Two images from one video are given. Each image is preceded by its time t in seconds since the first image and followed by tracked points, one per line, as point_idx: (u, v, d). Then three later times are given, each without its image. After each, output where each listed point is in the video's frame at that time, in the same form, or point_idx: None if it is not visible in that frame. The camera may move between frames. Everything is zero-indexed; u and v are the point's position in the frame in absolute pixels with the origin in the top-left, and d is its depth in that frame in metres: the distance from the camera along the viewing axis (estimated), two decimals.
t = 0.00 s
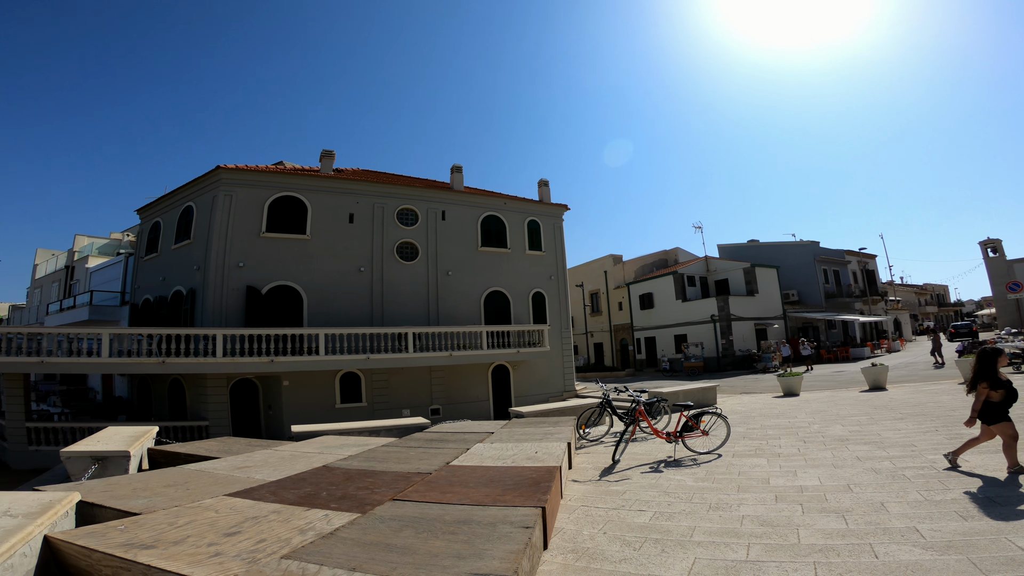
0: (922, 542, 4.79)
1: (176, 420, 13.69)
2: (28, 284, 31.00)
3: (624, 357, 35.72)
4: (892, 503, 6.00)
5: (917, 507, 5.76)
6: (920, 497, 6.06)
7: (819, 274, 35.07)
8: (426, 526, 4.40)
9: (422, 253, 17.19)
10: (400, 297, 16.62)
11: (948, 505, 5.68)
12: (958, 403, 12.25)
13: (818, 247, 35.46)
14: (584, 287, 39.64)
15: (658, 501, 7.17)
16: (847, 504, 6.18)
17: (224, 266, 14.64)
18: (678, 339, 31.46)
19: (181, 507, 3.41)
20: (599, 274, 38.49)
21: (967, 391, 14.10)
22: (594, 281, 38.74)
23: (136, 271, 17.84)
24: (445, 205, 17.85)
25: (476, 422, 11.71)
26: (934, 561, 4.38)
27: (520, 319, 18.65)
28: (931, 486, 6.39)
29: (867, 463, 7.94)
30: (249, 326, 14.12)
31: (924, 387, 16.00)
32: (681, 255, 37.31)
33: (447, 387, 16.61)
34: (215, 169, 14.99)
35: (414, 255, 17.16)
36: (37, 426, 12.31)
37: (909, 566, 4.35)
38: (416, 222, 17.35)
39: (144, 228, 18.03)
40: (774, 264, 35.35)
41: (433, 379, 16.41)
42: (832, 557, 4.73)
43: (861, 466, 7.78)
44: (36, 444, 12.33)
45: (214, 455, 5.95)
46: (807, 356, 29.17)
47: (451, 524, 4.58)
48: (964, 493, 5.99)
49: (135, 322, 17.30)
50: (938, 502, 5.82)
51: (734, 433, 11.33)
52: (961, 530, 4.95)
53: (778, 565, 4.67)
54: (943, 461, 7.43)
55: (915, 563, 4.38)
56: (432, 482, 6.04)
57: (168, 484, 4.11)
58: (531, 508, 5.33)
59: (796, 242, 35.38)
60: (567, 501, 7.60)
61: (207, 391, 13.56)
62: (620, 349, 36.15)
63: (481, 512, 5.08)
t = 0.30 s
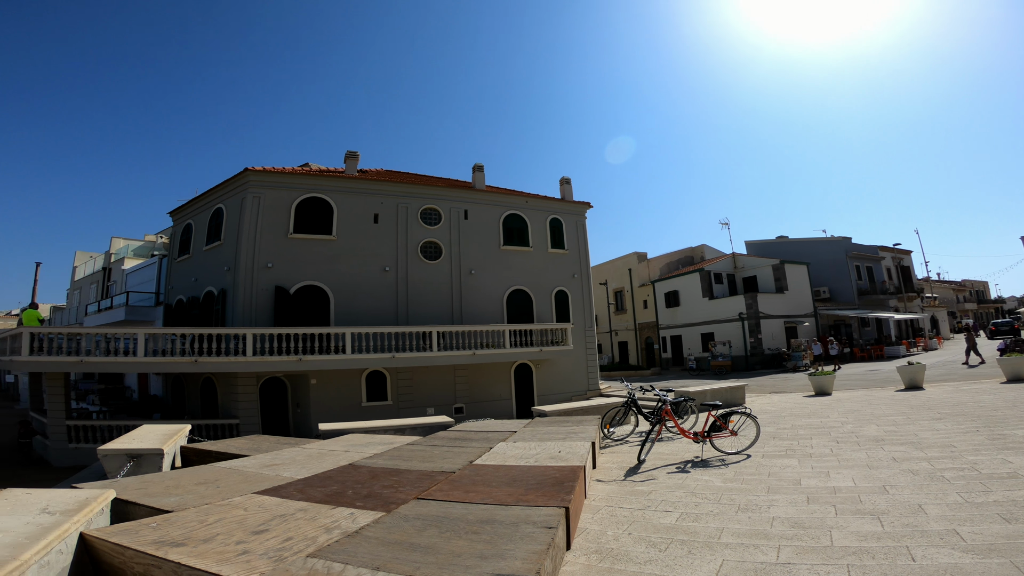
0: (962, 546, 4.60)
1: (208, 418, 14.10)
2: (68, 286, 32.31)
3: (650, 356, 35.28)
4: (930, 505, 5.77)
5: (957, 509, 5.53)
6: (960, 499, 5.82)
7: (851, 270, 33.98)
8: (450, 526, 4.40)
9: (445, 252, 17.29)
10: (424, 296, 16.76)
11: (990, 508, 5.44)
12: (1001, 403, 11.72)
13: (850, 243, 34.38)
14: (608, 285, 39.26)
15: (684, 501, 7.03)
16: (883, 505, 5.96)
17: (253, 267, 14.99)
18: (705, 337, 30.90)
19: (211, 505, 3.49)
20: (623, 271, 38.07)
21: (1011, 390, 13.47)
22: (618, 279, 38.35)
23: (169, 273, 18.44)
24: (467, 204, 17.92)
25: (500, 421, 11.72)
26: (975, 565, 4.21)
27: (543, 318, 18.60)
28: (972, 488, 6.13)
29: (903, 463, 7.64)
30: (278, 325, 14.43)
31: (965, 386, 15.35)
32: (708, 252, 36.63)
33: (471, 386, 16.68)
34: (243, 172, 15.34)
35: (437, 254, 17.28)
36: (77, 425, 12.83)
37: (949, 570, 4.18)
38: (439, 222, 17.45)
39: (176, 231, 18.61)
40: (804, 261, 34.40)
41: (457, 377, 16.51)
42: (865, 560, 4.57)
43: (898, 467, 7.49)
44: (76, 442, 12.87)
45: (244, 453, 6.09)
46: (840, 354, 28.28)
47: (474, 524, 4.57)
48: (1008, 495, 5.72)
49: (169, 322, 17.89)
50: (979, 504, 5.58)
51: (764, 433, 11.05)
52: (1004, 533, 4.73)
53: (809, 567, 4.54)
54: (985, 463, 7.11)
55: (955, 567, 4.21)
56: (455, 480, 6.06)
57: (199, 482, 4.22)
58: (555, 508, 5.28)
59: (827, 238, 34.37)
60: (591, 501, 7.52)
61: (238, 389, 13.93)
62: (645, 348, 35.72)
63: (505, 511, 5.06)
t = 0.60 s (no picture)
0: (1006, 551, 4.40)
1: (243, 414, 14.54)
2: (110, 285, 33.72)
3: (677, 355, 34.72)
4: (972, 508, 5.52)
5: (1002, 514, 5.27)
6: (1005, 503, 5.55)
7: (889, 268, 32.71)
8: (473, 524, 4.41)
9: (471, 251, 17.36)
10: (450, 294, 16.88)
11: None
12: None
13: (887, 240, 33.09)
14: (635, 283, 38.77)
15: (712, 502, 6.88)
16: (921, 508, 5.73)
17: (285, 266, 15.36)
18: (735, 336, 30.22)
19: (242, 500, 3.58)
20: (650, 270, 37.51)
21: None
22: (645, 277, 37.85)
23: (204, 272, 19.04)
24: (491, 203, 17.94)
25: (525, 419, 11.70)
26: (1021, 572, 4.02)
27: (568, 316, 18.49)
28: (1019, 492, 5.83)
29: (944, 465, 7.31)
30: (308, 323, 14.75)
31: (1012, 387, 14.62)
32: (738, 249, 35.81)
33: (496, 384, 16.73)
34: (275, 173, 15.70)
35: (463, 253, 17.36)
36: (117, 420, 13.40)
37: None
38: (464, 221, 17.53)
39: (211, 231, 19.19)
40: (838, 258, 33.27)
41: (482, 375, 16.58)
42: (902, 563, 4.41)
43: (938, 469, 7.17)
44: (116, 437, 13.46)
45: (275, 449, 6.24)
46: (878, 355, 27.25)
47: (498, 522, 4.56)
48: None
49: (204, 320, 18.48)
50: None
51: (795, 434, 10.73)
52: None
53: (842, 571, 4.39)
54: None
55: (1000, 574, 4.02)
56: (479, 479, 6.07)
57: (231, 478, 4.34)
58: (579, 507, 5.23)
59: (863, 235, 33.15)
60: (617, 501, 7.44)
61: (270, 386, 14.31)
62: (672, 347, 35.16)
63: (529, 510, 5.05)
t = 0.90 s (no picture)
0: None
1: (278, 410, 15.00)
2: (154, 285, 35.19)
3: (709, 355, 34.00)
4: (1022, 515, 5.22)
5: None
6: None
7: (933, 266, 31.18)
8: (499, 523, 4.42)
9: (498, 250, 17.41)
10: (478, 293, 16.97)
11: None
12: None
13: (931, 237, 31.55)
14: (666, 282, 38.12)
15: (744, 505, 6.70)
16: (966, 513, 5.45)
17: (318, 266, 15.74)
18: (769, 336, 29.38)
19: (276, 496, 3.69)
20: (681, 268, 36.81)
21: None
22: (676, 276, 37.19)
23: (241, 272, 19.70)
24: (519, 202, 17.92)
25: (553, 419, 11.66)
26: None
27: (597, 316, 18.33)
28: None
29: (992, 469, 6.94)
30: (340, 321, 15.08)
31: None
32: (772, 247, 34.78)
33: (523, 383, 16.75)
34: (307, 175, 16.10)
35: (490, 252, 17.42)
36: (158, 416, 14.02)
37: None
38: (492, 220, 17.58)
39: (247, 232, 19.84)
40: (878, 255, 31.92)
41: (509, 374, 16.62)
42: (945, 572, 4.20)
43: (985, 473, 6.81)
44: (158, 432, 14.10)
45: (308, 445, 6.40)
46: (922, 356, 26.01)
47: (524, 521, 4.55)
48: None
49: (241, 318, 19.13)
50: None
51: (832, 435, 10.36)
52: None
53: None
54: None
55: None
56: (506, 477, 6.08)
57: (265, 474, 4.47)
58: (606, 507, 5.18)
59: (905, 232, 31.65)
60: (645, 502, 7.33)
61: (304, 383, 14.71)
62: (704, 347, 34.46)
63: (555, 510, 5.02)
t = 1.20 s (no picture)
0: None
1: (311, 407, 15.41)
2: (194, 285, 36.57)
3: (742, 355, 33.20)
4: None
5: None
6: None
7: (979, 264, 29.54)
8: (525, 522, 4.43)
9: (525, 249, 17.41)
10: (505, 292, 17.02)
11: None
12: None
13: (977, 234, 29.93)
14: (696, 280, 37.39)
15: (776, 507, 6.52)
16: (1014, 520, 5.18)
17: (349, 266, 16.07)
18: (805, 336, 28.48)
19: (307, 492, 3.80)
20: (712, 266, 36.03)
21: None
22: (707, 274, 36.44)
23: (276, 272, 20.30)
24: (545, 200, 17.88)
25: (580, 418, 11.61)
26: None
27: (625, 315, 18.13)
28: None
29: None
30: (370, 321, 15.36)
31: None
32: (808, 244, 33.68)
33: (550, 383, 16.72)
34: (338, 177, 16.46)
35: (517, 251, 17.44)
36: (197, 413, 14.58)
37: None
38: (518, 219, 17.59)
39: (281, 234, 20.43)
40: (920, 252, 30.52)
41: (536, 373, 16.62)
42: None
43: None
44: (196, 428, 14.66)
45: (339, 442, 6.56)
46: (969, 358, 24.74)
47: (550, 521, 4.55)
48: None
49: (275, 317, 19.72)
50: None
51: (871, 437, 9.97)
52: None
53: None
54: None
55: None
56: (532, 476, 6.09)
57: (298, 470, 4.61)
58: (632, 508, 5.13)
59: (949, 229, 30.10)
60: (674, 504, 7.22)
61: (335, 381, 15.06)
62: (736, 347, 33.66)
63: (581, 510, 5.00)
